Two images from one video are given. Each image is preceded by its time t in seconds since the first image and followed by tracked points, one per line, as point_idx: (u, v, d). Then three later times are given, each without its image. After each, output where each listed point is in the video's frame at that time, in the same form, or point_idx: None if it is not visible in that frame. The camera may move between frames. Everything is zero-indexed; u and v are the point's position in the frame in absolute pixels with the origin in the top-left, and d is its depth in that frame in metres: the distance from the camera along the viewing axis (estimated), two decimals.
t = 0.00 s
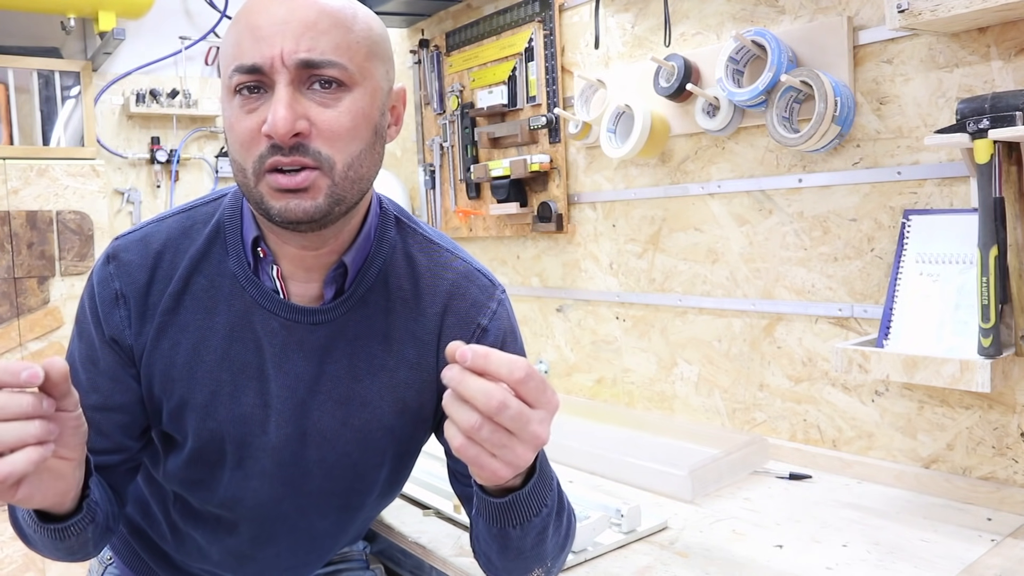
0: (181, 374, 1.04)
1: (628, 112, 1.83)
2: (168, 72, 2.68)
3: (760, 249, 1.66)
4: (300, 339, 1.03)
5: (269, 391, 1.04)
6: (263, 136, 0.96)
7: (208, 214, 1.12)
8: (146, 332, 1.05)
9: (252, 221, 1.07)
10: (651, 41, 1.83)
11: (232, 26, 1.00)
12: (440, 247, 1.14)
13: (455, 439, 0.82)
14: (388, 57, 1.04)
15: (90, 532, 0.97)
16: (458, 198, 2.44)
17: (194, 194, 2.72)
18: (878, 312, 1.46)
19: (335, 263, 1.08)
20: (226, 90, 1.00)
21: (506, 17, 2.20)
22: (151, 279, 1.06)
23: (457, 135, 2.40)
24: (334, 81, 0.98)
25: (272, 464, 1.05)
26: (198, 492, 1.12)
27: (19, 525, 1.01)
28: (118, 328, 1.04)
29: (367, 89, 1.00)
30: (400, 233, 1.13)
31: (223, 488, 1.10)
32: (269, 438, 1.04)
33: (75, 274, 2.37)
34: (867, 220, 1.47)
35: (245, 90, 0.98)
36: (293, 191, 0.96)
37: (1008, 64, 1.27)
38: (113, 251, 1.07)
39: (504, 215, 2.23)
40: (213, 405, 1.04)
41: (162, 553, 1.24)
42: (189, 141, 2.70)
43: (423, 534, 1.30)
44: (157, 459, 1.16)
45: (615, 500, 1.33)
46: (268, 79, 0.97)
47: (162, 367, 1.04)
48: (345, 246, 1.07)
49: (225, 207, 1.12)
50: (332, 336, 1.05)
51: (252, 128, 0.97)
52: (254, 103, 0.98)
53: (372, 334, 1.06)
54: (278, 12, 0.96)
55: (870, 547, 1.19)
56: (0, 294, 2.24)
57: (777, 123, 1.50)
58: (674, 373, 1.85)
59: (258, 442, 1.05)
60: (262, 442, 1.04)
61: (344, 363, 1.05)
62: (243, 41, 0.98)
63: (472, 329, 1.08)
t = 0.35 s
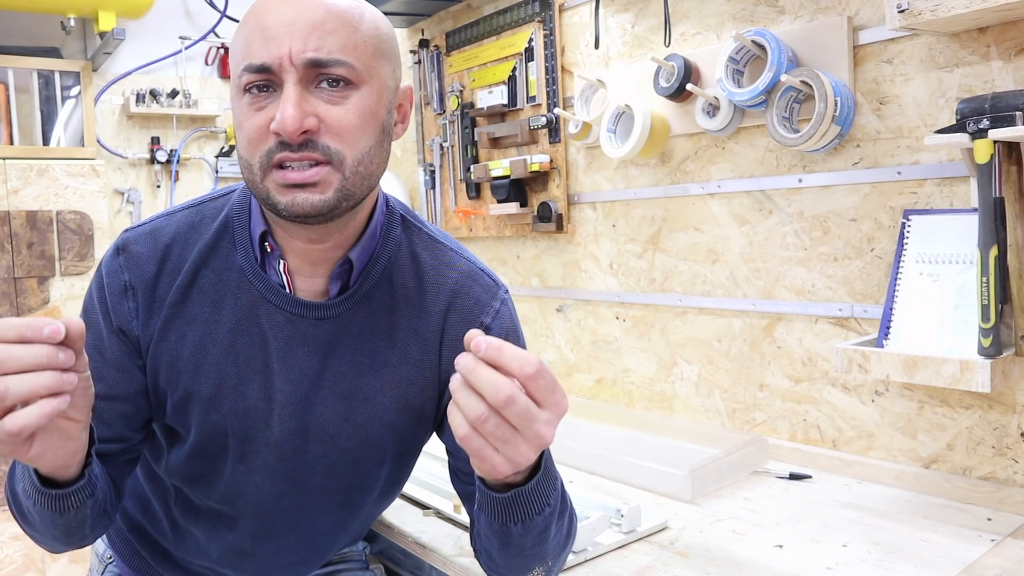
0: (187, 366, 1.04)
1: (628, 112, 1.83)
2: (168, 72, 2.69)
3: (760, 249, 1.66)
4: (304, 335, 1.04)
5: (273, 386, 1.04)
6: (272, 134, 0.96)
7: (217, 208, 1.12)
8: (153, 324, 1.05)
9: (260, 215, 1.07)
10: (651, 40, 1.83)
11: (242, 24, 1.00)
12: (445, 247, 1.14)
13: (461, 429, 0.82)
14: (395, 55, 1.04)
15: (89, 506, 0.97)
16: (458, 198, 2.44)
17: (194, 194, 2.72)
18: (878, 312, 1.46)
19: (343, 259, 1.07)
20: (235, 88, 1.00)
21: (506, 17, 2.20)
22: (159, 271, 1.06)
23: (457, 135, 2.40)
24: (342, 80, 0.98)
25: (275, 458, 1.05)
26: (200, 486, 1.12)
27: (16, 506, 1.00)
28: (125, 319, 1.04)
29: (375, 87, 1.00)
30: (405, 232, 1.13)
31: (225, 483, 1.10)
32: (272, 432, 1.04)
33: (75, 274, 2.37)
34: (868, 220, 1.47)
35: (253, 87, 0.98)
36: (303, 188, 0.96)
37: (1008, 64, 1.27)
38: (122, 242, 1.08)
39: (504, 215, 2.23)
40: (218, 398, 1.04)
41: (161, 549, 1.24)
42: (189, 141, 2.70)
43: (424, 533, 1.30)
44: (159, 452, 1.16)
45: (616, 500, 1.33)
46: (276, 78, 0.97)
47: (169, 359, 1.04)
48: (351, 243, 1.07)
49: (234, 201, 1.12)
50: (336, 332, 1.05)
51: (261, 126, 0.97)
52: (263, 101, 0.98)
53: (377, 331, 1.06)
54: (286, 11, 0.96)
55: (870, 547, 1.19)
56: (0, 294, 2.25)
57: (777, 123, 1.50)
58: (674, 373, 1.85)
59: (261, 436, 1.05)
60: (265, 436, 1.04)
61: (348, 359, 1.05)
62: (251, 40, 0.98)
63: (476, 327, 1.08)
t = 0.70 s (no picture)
0: (187, 369, 1.04)
1: (628, 112, 1.83)
2: (168, 72, 2.69)
3: (760, 249, 1.66)
4: (305, 337, 1.04)
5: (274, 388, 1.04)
6: (269, 139, 0.96)
7: (216, 210, 1.12)
8: (153, 326, 1.05)
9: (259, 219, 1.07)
10: (651, 40, 1.83)
11: (239, 27, 1.00)
12: (446, 248, 1.14)
13: (473, 419, 0.82)
14: (394, 58, 1.04)
15: (84, 501, 0.97)
16: (458, 197, 2.44)
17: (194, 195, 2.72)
18: (878, 312, 1.46)
19: (344, 264, 1.07)
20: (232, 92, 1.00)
21: (506, 17, 2.20)
22: (158, 273, 1.06)
23: (457, 135, 2.40)
24: (339, 84, 0.98)
25: (277, 460, 1.06)
26: (202, 488, 1.12)
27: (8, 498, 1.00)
28: (125, 321, 1.04)
29: (372, 91, 1.00)
30: (406, 233, 1.13)
31: (227, 484, 1.10)
32: (274, 434, 1.05)
33: (75, 274, 2.38)
34: (867, 220, 1.47)
35: (250, 92, 0.98)
36: (300, 193, 0.96)
37: (1008, 64, 1.27)
38: (121, 245, 1.08)
39: (504, 215, 2.23)
40: (219, 401, 1.04)
41: (162, 550, 1.24)
42: (189, 141, 2.70)
43: (423, 533, 1.30)
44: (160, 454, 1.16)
45: (616, 500, 1.33)
46: (273, 82, 0.97)
47: (168, 362, 1.05)
48: (351, 247, 1.07)
49: (232, 203, 1.12)
50: (337, 334, 1.05)
51: (258, 130, 0.97)
52: (260, 106, 0.98)
53: (378, 333, 1.06)
54: (282, 14, 0.96)
55: (870, 547, 1.19)
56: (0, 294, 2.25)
57: (777, 123, 1.50)
58: (674, 373, 1.85)
59: (263, 438, 1.05)
60: (267, 438, 1.05)
61: (349, 361, 1.05)
62: (248, 44, 0.97)
63: (477, 328, 1.08)
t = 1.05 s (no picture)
0: (176, 384, 1.04)
1: (628, 112, 1.83)
2: (168, 72, 2.68)
3: (760, 249, 1.66)
4: (296, 348, 1.03)
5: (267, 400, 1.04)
6: (246, 150, 0.96)
7: (198, 218, 1.12)
8: (138, 341, 1.05)
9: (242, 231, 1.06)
10: (651, 40, 1.83)
11: (212, 33, 0.99)
12: (437, 249, 1.14)
13: (482, 420, 0.82)
14: (374, 58, 1.03)
15: (67, 511, 0.97)
16: (458, 197, 2.44)
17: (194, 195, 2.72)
18: (878, 312, 1.46)
19: (332, 273, 1.07)
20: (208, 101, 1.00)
21: (506, 17, 2.20)
22: (141, 286, 1.06)
23: (457, 135, 2.40)
24: (316, 90, 0.97)
25: (273, 471, 1.06)
26: (199, 501, 1.12)
27: None
28: (109, 337, 1.04)
29: (350, 95, 0.99)
30: (395, 236, 1.13)
31: (225, 496, 1.10)
32: (268, 446, 1.05)
33: (75, 273, 2.38)
34: (868, 220, 1.47)
35: (226, 101, 0.98)
36: (281, 204, 0.96)
37: (1009, 64, 1.27)
38: (101, 258, 1.08)
39: (504, 215, 2.23)
40: (211, 415, 1.04)
41: (165, 557, 1.24)
42: (189, 141, 2.70)
43: (423, 534, 1.30)
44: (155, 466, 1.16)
45: (615, 500, 1.33)
46: (249, 90, 0.96)
47: (156, 376, 1.04)
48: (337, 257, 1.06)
49: (215, 210, 1.12)
50: (328, 344, 1.04)
51: (235, 141, 0.97)
52: (236, 114, 0.98)
53: (371, 341, 1.06)
54: (254, 19, 0.95)
55: (870, 547, 1.19)
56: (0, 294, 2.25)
57: (776, 123, 1.50)
58: (674, 373, 1.85)
59: (259, 450, 1.05)
60: (263, 450, 1.05)
61: (342, 371, 1.05)
62: (221, 52, 0.96)
63: (472, 332, 1.08)
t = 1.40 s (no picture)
0: (173, 398, 1.03)
1: (628, 112, 1.83)
2: (168, 72, 2.68)
3: (760, 249, 1.66)
4: (296, 358, 1.03)
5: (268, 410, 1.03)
6: (242, 163, 0.94)
7: (189, 226, 1.09)
8: (133, 356, 1.03)
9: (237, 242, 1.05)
10: (651, 41, 1.83)
11: (200, 41, 0.96)
12: (435, 252, 1.13)
13: (501, 429, 0.81)
14: (369, 63, 1.02)
15: (58, 534, 0.95)
16: (458, 198, 2.44)
17: (194, 195, 2.72)
18: (878, 312, 1.46)
19: (331, 283, 1.06)
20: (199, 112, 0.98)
21: (506, 17, 2.21)
22: (133, 299, 1.04)
23: (457, 135, 2.40)
24: (311, 100, 0.95)
25: (276, 481, 1.06)
26: (199, 511, 1.12)
27: None
28: (102, 351, 1.02)
29: (346, 104, 0.98)
30: (393, 240, 1.12)
31: (226, 505, 1.10)
32: (270, 457, 1.05)
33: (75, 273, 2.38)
34: (868, 220, 1.47)
35: (218, 111, 0.96)
36: (280, 216, 0.95)
37: (1009, 64, 1.27)
38: (89, 269, 1.05)
39: (504, 215, 2.23)
40: (210, 428, 1.03)
41: (164, 563, 1.24)
42: (189, 141, 2.70)
43: (423, 534, 1.30)
44: (151, 475, 1.15)
45: (615, 500, 1.33)
46: (242, 102, 0.94)
47: (152, 391, 1.03)
48: (336, 265, 1.06)
49: (206, 219, 1.10)
50: (329, 354, 1.04)
51: (230, 154, 0.95)
52: (229, 126, 0.96)
53: (371, 349, 1.06)
54: (247, 27, 0.93)
55: (870, 547, 1.19)
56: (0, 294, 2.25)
57: (777, 123, 1.50)
58: (674, 373, 1.85)
59: (261, 460, 1.05)
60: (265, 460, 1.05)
61: (343, 380, 1.05)
62: (211, 62, 0.94)
63: (473, 336, 1.09)
